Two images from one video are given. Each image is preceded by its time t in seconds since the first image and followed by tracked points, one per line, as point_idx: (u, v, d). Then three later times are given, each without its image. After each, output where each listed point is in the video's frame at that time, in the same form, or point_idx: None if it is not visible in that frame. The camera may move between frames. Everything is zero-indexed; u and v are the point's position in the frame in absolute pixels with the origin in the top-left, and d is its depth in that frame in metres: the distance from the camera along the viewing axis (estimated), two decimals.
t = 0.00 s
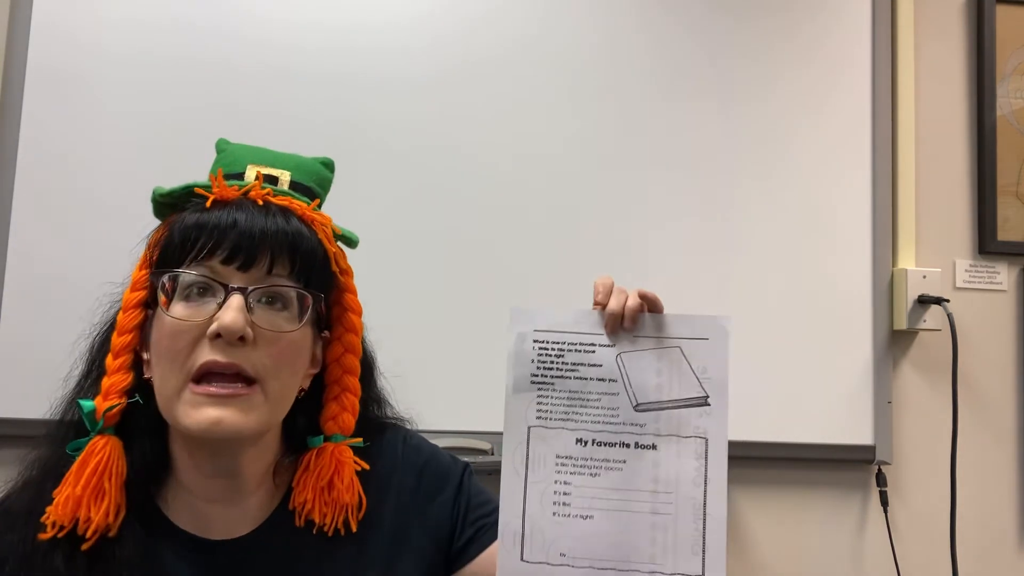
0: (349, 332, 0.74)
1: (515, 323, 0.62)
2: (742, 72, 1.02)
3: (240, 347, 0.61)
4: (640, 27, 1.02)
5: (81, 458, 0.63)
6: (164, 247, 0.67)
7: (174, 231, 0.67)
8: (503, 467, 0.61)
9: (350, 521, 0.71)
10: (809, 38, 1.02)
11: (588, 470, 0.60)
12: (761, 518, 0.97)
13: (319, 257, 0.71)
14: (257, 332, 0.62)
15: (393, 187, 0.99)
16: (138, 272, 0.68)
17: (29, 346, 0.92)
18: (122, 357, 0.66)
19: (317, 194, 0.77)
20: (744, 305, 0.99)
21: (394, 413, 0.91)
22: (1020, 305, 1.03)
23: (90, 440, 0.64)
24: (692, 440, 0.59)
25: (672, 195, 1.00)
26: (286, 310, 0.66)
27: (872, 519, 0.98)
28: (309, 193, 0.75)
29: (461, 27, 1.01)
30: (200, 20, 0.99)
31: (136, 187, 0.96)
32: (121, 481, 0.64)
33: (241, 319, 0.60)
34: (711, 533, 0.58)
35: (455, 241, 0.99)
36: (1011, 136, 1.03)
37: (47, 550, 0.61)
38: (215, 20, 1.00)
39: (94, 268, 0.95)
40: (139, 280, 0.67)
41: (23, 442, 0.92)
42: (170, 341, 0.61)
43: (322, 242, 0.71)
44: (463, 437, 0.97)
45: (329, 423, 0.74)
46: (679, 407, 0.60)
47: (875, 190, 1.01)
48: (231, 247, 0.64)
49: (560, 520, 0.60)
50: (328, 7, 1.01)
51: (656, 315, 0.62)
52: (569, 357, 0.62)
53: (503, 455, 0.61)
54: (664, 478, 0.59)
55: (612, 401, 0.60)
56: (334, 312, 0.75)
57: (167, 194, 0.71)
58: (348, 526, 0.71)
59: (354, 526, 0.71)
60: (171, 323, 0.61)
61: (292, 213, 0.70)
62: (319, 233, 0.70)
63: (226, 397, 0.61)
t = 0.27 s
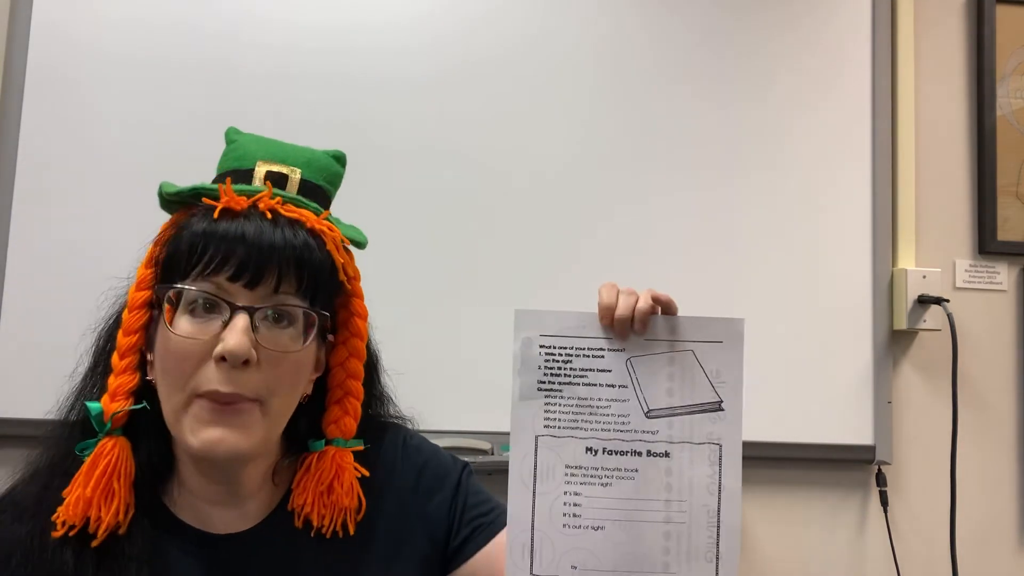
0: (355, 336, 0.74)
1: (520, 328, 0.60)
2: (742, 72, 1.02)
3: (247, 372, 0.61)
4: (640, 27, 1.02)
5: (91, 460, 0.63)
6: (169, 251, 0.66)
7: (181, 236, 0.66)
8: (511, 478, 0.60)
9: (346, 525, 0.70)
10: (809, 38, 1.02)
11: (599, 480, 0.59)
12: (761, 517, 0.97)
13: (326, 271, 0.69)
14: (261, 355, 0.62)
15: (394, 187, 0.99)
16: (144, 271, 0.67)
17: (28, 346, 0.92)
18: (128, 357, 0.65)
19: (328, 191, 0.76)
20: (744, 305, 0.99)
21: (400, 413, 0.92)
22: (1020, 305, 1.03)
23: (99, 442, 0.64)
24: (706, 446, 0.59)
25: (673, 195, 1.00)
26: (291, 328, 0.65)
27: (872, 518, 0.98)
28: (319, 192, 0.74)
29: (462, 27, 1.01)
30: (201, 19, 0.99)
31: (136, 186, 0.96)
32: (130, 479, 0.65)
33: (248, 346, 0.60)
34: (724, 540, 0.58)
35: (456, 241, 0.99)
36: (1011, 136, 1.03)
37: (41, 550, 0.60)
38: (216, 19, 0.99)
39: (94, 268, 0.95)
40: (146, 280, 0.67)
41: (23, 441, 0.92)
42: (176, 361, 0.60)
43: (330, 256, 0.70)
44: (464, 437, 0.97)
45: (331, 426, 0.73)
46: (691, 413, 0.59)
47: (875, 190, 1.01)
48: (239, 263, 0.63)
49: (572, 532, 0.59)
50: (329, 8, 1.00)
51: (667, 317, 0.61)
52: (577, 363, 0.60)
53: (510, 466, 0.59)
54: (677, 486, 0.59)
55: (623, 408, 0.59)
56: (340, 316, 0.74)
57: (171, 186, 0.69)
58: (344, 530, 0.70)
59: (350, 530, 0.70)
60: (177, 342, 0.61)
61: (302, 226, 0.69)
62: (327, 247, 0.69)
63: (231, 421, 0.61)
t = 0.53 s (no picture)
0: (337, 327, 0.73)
1: (526, 318, 0.62)
2: (743, 71, 1.02)
3: (300, 392, 0.62)
4: (640, 26, 1.02)
5: (100, 510, 0.60)
6: (169, 276, 0.61)
7: (184, 262, 0.60)
8: (507, 463, 0.60)
9: (350, 495, 0.71)
10: (809, 38, 1.02)
11: (593, 471, 0.59)
12: (760, 518, 0.97)
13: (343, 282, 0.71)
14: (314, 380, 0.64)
15: (393, 189, 1.00)
16: (121, 299, 0.60)
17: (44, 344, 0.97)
18: (120, 395, 0.61)
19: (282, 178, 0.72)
20: (744, 305, 0.99)
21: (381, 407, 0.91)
22: (1021, 305, 1.03)
23: (101, 491, 0.61)
24: (703, 444, 0.58)
25: (672, 195, 1.00)
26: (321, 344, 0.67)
27: (872, 519, 0.98)
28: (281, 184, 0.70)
29: (462, 28, 1.02)
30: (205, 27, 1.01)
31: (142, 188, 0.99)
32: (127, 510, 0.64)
33: (310, 370, 0.62)
34: (719, 544, 0.56)
35: (455, 241, 0.99)
36: (1011, 136, 1.04)
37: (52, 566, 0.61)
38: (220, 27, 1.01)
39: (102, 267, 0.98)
40: (127, 311, 0.60)
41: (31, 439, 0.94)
42: (232, 392, 0.59)
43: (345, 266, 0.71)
44: (464, 437, 0.97)
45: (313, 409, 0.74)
46: (690, 410, 0.58)
47: (875, 190, 1.01)
48: (268, 295, 0.60)
49: (563, 522, 0.58)
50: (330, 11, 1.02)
51: (669, 312, 0.61)
52: (578, 354, 0.61)
53: (507, 451, 0.60)
54: (672, 484, 0.57)
55: (620, 401, 0.59)
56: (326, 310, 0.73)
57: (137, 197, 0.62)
58: (349, 501, 0.72)
59: (354, 499, 0.72)
60: (233, 374, 0.59)
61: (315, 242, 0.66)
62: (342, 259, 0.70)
63: (286, 440, 0.63)
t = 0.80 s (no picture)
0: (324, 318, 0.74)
1: (530, 303, 0.66)
2: (743, 72, 1.02)
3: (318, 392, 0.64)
4: (640, 26, 1.02)
5: (153, 541, 0.56)
6: (183, 291, 0.58)
7: (200, 276, 0.58)
8: (510, 441, 0.65)
9: (335, 482, 0.71)
10: (809, 38, 1.03)
11: (589, 448, 0.63)
12: (760, 518, 0.97)
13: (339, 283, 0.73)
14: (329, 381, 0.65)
15: (394, 188, 1.00)
16: (136, 317, 0.56)
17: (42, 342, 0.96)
18: (152, 418, 0.57)
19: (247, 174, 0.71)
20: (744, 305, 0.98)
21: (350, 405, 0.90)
22: (1021, 304, 1.03)
23: (150, 522, 0.56)
24: (694, 424, 0.61)
25: (673, 194, 1.00)
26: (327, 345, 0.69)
27: (871, 519, 0.98)
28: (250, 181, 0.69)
29: (462, 27, 1.02)
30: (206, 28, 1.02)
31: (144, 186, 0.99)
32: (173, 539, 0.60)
33: (332, 370, 0.64)
34: (708, 519, 0.60)
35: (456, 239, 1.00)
36: (1011, 136, 1.04)
37: (47, 575, 0.59)
38: (221, 28, 1.02)
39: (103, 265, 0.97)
40: (145, 328, 0.56)
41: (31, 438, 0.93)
42: (263, 399, 0.59)
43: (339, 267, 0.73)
44: (465, 437, 0.97)
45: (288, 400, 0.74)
46: (682, 390, 0.62)
47: (876, 190, 1.01)
48: (289, 304, 0.61)
49: (562, 496, 0.63)
50: (331, 12, 1.02)
51: (663, 295, 0.64)
52: (577, 337, 0.65)
53: (510, 429, 0.65)
54: (664, 461, 0.61)
55: (617, 381, 0.63)
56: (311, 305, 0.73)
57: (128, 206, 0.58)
58: (336, 488, 0.72)
59: (339, 486, 0.72)
60: (263, 381, 0.59)
61: (321, 249, 0.67)
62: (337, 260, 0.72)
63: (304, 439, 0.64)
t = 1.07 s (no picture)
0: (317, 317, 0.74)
1: (524, 298, 0.67)
2: (743, 73, 1.02)
3: (317, 389, 0.65)
4: (640, 26, 1.02)
5: (142, 541, 0.56)
6: (184, 293, 0.58)
7: (201, 277, 0.58)
8: (509, 435, 0.65)
9: (334, 480, 0.71)
10: (809, 38, 1.03)
11: (588, 438, 0.63)
12: (759, 518, 0.97)
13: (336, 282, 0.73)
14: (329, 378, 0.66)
15: (394, 189, 1.00)
16: (136, 320, 0.56)
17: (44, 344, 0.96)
18: (146, 420, 0.57)
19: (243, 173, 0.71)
20: (744, 305, 0.98)
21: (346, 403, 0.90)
22: (1021, 304, 1.03)
23: (140, 522, 0.56)
24: (692, 409, 0.61)
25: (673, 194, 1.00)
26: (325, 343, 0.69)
27: (871, 519, 0.98)
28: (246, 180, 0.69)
29: (462, 27, 1.02)
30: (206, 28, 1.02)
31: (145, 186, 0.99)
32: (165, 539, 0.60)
33: (332, 369, 0.64)
34: (710, 502, 0.60)
35: (456, 240, 1.00)
36: (1011, 136, 1.04)
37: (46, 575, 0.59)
38: (221, 28, 1.02)
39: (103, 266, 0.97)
40: (145, 331, 0.56)
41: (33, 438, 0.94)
42: (264, 400, 0.59)
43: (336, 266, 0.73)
44: (465, 437, 0.97)
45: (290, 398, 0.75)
46: (679, 376, 0.62)
47: (875, 191, 1.01)
48: (290, 303, 0.61)
49: (563, 486, 0.63)
50: (331, 12, 1.02)
51: (656, 284, 0.64)
52: (572, 329, 0.65)
53: (509, 423, 0.65)
54: (663, 448, 0.61)
55: (612, 371, 0.63)
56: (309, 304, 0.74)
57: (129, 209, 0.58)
58: (334, 486, 0.72)
59: (338, 483, 0.72)
60: (265, 381, 0.59)
61: (320, 248, 0.67)
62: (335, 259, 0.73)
63: (302, 440, 0.64)
